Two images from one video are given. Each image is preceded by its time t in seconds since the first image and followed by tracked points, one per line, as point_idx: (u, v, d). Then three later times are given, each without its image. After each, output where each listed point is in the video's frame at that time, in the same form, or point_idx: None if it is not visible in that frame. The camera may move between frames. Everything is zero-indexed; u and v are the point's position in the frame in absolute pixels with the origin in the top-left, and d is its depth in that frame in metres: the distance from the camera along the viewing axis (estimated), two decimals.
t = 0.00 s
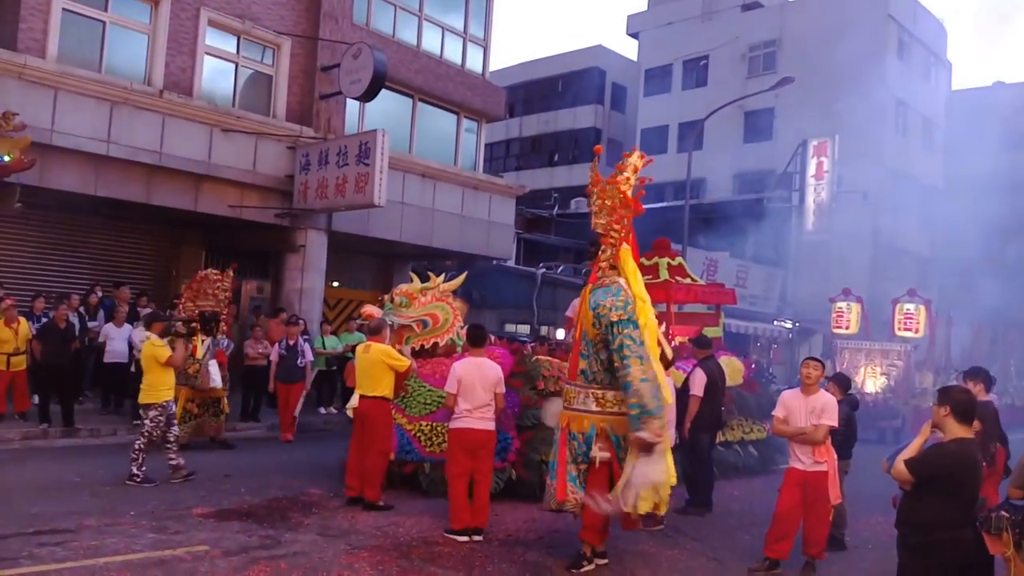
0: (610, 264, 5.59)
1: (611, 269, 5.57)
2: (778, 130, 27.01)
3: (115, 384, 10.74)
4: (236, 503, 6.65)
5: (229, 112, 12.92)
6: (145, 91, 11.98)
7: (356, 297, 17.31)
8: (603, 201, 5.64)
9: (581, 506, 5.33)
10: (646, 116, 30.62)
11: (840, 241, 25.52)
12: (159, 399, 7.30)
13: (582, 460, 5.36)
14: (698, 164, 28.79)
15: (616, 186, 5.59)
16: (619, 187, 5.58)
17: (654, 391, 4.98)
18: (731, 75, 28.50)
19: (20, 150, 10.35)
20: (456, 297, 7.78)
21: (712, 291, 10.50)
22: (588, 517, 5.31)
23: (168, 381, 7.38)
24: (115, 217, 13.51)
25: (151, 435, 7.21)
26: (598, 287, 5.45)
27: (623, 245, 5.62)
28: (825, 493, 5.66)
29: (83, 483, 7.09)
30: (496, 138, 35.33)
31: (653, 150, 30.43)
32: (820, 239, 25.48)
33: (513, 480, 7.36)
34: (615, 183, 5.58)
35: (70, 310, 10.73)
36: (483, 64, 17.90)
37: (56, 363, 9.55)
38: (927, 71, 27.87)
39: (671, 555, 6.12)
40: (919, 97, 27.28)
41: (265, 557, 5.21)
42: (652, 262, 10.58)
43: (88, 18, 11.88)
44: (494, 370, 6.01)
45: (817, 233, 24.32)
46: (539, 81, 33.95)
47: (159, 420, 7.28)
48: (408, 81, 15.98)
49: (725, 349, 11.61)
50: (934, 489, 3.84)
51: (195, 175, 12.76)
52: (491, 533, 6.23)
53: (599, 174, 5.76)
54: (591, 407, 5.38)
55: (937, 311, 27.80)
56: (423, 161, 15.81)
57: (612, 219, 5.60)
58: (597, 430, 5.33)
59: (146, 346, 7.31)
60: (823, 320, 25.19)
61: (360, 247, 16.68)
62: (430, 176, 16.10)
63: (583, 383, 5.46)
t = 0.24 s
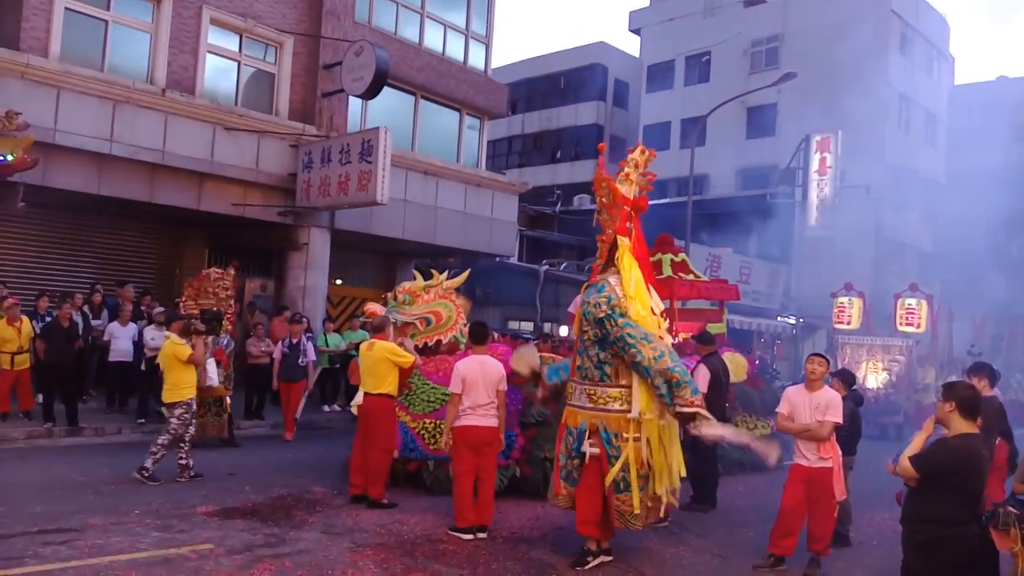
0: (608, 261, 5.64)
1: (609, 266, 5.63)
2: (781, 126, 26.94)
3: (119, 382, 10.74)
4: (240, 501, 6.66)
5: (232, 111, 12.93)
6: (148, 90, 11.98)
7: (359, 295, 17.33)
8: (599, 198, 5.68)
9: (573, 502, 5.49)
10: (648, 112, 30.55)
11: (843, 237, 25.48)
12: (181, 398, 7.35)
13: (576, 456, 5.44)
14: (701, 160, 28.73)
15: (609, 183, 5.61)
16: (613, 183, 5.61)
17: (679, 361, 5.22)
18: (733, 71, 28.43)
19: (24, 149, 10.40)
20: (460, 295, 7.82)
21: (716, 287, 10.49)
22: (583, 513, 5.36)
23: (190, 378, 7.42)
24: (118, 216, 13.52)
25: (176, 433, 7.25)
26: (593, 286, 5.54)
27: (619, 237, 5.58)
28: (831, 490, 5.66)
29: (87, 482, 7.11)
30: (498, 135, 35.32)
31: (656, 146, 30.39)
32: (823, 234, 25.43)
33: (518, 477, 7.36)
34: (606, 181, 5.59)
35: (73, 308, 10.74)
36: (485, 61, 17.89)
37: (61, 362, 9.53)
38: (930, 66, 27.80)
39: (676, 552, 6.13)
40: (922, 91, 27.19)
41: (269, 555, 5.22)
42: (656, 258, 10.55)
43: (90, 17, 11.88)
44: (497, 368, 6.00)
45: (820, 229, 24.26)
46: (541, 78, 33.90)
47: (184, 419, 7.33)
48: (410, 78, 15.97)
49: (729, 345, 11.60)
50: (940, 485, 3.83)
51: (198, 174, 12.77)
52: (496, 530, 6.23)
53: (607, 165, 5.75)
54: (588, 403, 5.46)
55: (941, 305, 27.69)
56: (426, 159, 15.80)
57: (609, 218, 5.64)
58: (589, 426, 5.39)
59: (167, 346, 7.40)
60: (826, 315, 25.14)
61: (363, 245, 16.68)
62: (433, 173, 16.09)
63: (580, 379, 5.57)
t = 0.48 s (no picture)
0: (607, 259, 5.66)
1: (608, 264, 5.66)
2: (784, 124, 26.88)
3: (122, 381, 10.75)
4: (244, 501, 6.67)
5: (235, 110, 12.94)
6: (151, 89, 11.99)
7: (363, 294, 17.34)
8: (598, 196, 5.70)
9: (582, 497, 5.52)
10: (651, 110, 30.49)
11: (846, 235, 25.43)
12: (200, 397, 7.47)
13: (574, 453, 5.47)
14: (704, 159, 28.67)
15: (605, 183, 5.63)
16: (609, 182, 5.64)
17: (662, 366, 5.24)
18: (736, 69, 28.39)
19: (27, 150, 10.40)
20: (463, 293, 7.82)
21: (720, 285, 10.47)
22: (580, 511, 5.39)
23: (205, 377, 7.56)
24: (120, 215, 13.54)
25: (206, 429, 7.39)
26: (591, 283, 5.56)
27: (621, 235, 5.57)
28: (835, 488, 5.64)
29: (92, 481, 7.13)
30: (501, 134, 35.32)
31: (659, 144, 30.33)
32: (827, 232, 25.34)
33: (521, 476, 7.36)
34: (603, 180, 5.62)
35: (77, 307, 10.76)
36: (488, 60, 17.88)
37: (64, 361, 9.52)
38: (933, 63, 27.72)
39: (680, 550, 6.12)
40: (925, 89, 27.12)
41: (273, 554, 5.23)
42: (659, 257, 10.54)
43: (93, 17, 11.89)
44: (498, 366, 6.00)
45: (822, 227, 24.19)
46: (544, 77, 33.88)
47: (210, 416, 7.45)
48: (413, 77, 15.97)
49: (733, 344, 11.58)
50: (946, 482, 3.82)
51: (202, 173, 12.78)
52: (499, 529, 6.23)
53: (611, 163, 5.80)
54: (586, 401, 5.48)
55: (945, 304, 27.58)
56: (429, 158, 15.80)
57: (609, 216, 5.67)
58: (587, 424, 5.42)
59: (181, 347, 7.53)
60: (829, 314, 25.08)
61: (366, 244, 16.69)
62: (436, 172, 16.08)
63: (580, 377, 5.59)
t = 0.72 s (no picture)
0: (611, 257, 5.70)
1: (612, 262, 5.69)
2: (788, 124, 26.86)
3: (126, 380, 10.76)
4: (248, 500, 6.67)
5: (239, 109, 12.95)
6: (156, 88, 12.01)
7: (366, 293, 17.36)
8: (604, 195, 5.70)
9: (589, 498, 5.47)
10: (655, 109, 30.47)
11: (850, 235, 25.43)
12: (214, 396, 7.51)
13: (575, 451, 5.49)
14: (707, 158, 28.65)
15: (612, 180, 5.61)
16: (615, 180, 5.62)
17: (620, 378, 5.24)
18: (739, 68, 28.37)
19: (32, 149, 10.41)
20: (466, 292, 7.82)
21: (723, 285, 10.45)
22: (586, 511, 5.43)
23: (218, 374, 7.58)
24: (124, 214, 13.56)
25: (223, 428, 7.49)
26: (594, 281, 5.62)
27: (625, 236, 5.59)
28: (839, 489, 5.63)
29: (95, 479, 7.14)
30: (505, 134, 35.32)
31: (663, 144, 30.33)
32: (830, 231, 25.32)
33: (524, 476, 7.35)
34: (608, 179, 5.61)
35: (81, 306, 10.78)
36: (492, 59, 17.87)
37: (66, 360, 9.54)
38: (937, 63, 27.68)
39: (683, 550, 6.11)
40: (929, 89, 27.10)
41: (277, 553, 5.23)
42: (663, 256, 10.53)
43: (98, 16, 11.90)
44: (503, 365, 6.01)
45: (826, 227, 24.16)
46: (547, 76, 33.85)
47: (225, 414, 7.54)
48: (417, 76, 15.97)
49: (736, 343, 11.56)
50: (950, 482, 3.81)
51: (206, 172, 12.79)
52: (503, 529, 6.23)
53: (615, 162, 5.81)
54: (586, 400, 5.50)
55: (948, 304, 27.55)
56: (432, 157, 15.80)
57: (613, 214, 5.66)
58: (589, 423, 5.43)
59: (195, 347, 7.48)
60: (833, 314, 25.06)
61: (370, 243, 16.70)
62: (439, 171, 16.09)
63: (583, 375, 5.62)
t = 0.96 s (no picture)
0: (621, 256, 5.64)
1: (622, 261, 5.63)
2: (792, 124, 26.81)
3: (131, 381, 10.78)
4: (252, 500, 6.68)
5: (243, 110, 12.98)
6: (160, 89, 12.04)
7: (370, 294, 17.37)
8: (613, 193, 5.64)
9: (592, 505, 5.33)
10: (658, 110, 30.44)
11: (854, 235, 25.37)
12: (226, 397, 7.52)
13: (590, 455, 5.32)
14: (711, 158, 28.61)
15: (623, 179, 5.59)
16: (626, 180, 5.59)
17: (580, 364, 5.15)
18: (743, 69, 28.34)
19: (36, 150, 10.43)
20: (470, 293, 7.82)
21: (727, 285, 10.43)
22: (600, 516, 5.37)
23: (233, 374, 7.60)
24: (129, 215, 13.59)
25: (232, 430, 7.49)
26: (607, 279, 5.53)
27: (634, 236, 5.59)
28: (843, 489, 5.61)
29: (100, 480, 7.15)
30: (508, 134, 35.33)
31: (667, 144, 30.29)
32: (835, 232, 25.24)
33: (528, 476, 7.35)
34: (617, 177, 5.58)
35: (86, 306, 10.80)
36: (495, 60, 17.87)
37: (71, 361, 9.55)
38: (941, 63, 27.62)
39: (688, 551, 6.10)
40: (933, 89, 27.04)
41: (281, 553, 5.24)
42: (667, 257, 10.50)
43: (101, 18, 11.93)
44: (507, 365, 6.03)
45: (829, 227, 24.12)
46: (551, 77, 33.86)
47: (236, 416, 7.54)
48: (420, 77, 15.98)
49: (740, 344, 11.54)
50: (953, 482, 3.81)
51: (210, 173, 12.81)
52: (507, 530, 6.22)
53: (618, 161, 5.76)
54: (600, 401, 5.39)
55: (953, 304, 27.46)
56: (436, 158, 15.81)
57: (622, 212, 5.60)
58: (605, 425, 5.30)
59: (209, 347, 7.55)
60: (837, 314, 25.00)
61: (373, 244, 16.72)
62: (443, 172, 16.08)
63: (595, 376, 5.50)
